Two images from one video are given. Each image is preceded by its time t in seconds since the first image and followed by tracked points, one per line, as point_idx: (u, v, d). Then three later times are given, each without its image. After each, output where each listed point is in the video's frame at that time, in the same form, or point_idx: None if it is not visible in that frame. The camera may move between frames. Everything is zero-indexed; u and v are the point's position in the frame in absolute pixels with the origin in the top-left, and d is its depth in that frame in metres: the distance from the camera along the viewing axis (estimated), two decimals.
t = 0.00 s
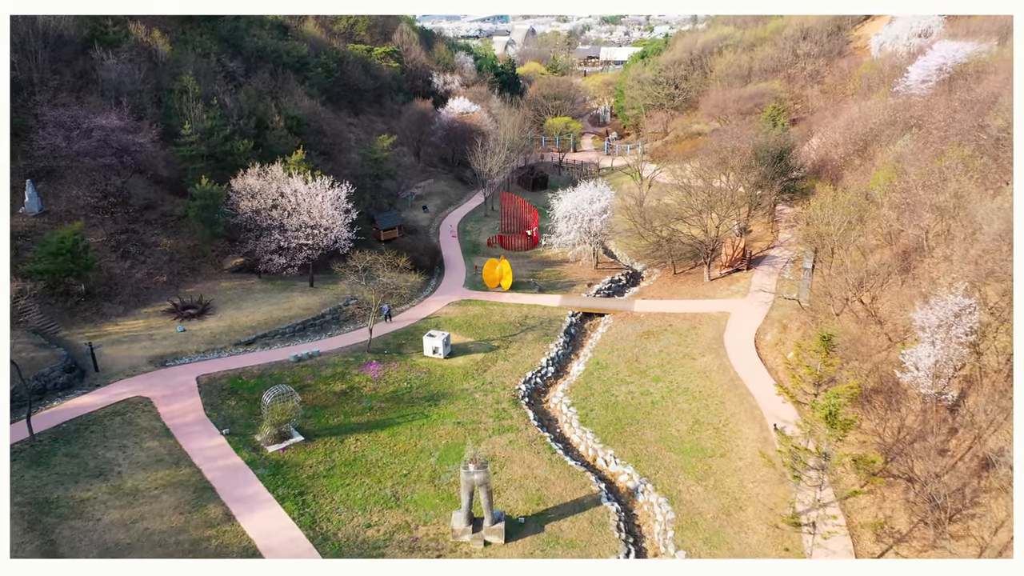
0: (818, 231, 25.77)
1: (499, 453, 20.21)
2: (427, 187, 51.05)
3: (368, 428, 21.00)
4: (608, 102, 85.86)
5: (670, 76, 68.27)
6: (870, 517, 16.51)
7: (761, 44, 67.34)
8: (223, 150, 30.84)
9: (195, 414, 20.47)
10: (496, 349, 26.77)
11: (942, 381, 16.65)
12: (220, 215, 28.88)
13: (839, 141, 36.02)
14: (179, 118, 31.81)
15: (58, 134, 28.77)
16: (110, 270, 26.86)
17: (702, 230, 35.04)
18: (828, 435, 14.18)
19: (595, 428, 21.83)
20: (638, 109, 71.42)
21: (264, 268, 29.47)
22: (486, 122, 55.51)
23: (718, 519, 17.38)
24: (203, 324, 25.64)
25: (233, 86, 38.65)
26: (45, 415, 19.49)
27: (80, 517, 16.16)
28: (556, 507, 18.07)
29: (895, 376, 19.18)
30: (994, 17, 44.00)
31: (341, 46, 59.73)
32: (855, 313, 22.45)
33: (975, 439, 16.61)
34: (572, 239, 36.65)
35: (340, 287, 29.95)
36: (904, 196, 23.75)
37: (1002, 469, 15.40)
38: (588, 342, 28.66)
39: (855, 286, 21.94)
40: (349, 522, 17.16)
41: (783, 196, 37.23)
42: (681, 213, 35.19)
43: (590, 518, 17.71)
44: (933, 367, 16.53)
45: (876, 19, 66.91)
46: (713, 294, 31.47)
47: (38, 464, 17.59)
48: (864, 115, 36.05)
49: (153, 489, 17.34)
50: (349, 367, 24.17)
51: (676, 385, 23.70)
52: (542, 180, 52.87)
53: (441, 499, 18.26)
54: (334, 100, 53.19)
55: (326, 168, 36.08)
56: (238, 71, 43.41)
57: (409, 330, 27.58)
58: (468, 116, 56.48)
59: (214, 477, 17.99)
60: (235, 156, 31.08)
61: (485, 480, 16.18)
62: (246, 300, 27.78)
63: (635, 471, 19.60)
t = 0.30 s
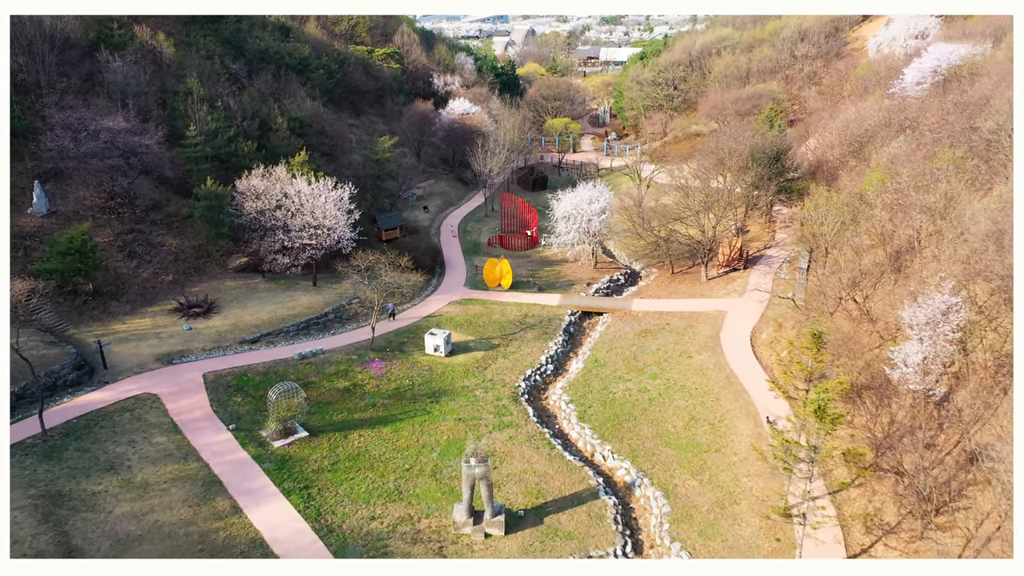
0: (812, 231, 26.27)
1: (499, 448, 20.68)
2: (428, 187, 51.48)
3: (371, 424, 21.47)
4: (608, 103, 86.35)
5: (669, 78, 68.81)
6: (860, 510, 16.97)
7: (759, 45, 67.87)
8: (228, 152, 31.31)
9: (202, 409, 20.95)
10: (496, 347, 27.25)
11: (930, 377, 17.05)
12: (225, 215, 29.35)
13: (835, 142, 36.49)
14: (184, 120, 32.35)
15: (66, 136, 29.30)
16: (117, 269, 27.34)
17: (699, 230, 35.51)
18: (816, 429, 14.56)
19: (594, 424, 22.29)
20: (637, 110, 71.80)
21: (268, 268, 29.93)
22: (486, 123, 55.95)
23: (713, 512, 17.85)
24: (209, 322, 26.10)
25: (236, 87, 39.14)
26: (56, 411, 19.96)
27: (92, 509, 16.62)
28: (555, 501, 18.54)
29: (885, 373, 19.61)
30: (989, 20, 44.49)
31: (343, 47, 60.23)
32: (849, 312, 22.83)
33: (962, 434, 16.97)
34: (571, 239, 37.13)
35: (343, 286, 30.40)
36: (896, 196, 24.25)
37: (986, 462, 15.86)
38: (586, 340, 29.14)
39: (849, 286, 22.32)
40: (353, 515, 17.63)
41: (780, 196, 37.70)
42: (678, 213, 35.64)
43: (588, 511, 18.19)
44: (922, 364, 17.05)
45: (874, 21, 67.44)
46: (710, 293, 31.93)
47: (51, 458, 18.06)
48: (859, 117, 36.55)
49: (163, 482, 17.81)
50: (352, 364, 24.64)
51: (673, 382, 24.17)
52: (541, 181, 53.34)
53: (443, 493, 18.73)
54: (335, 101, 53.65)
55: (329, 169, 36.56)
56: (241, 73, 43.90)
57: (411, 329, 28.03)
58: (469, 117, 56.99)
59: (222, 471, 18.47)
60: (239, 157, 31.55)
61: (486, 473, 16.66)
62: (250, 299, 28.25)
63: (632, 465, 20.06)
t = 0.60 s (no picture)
0: (807, 231, 26.74)
1: (500, 444, 21.15)
2: (429, 188, 51.94)
3: (374, 420, 21.94)
4: (607, 104, 86.84)
5: (668, 79, 69.27)
6: (851, 503, 17.41)
7: (757, 46, 68.37)
8: (232, 153, 31.79)
9: (208, 406, 21.41)
10: (497, 345, 27.72)
11: (918, 374, 17.29)
12: (229, 216, 29.84)
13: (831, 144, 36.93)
14: (189, 121, 32.87)
15: (74, 139, 30.23)
16: (123, 269, 27.80)
17: (697, 231, 35.97)
18: (806, 423, 14.95)
19: (592, 421, 22.77)
20: (636, 111, 72.17)
21: (272, 268, 30.41)
22: (486, 124, 56.46)
23: (708, 505, 18.32)
24: (214, 321, 26.57)
25: (239, 90, 39.63)
26: (66, 407, 20.43)
27: (103, 502, 17.08)
28: (554, 495, 19.01)
29: (876, 371, 20.08)
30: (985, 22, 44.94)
31: (344, 49, 60.73)
32: (842, 311, 23.28)
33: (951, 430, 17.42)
34: (570, 239, 37.60)
35: (346, 286, 30.86)
36: (889, 197, 24.73)
37: (971, 456, 16.31)
38: (585, 339, 29.61)
39: (842, 285, 22.78)
40: (357, 508, 18.10)
41: (776, 197, 38.17)
42: (676, 214, 36.09)
43: (586, 505, 18.65)
44: (910, 360, 17.28)
45: (871, 22, 67.94)
46: (707, 292, 32.38)
47: (62, 452, 18.53)
48: (855, 119, 37.04)
49: (171, 476, 18.28)
50: (355, 362, 25.12)
51: (670, 380, 24.66)
52: (541, 181, 53.82)
53: (444, 487, 19.21)
54: (337, 102, 54.11)
55: (331, 170, 37.04)
56: (243, 75, 44.38)
57: (412, 328, 28.49)
58: (469, 118, 57.47)
59: (229, 466, 18.94)
60: (243, 159, 32.02)
61: (486, 467, 17.13)
62: (254, 298, 28.71)
63: (629, 461, 20.54)
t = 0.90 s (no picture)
0: (801, 232, 27.22)
1: (500, 439, 21.64)
2: (430, 189, 52.43)
3: (377, 417, 22.44)
4: (606, 105, 87.40)
5: (667, 80, 69.72)
6: (843, 497, 17.82)
7: (755, 48, 68.85)
8: (236, 155, 32.30)
9: (215, 403, 21.90)
10: (497, 344, 28.22)
11: (906, 370, 18.08)
12: (234, 217, 30.34)
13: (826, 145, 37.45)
14: (194, 124, 33.39)
15: (81, 141, 30.75)
16: (130, 269, 28.29)
17: (694, 231, 36.46)
18: (796, 418, 15.41)
19: (590, 417, 23.27)
20: (635, 112, 72.92)
21: (276, 268, 30.91)
22: (486, 126, 57.03)
23: (703, 499, 18.80)
24: (219, 320, 27.05)
25: (243, 92, 40.08)
26: (76, 404, 20.92)
27: (115, 496, 17.57)
28: (552, 489, 19.51)
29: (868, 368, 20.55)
30: (980, 24, 45.44)
31: (345, 51, 61.30)
32: (836, 310, 23.74)
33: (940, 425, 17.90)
34: (570, 240, 38.09)
35: (349, 285, 31.36)
36: (881, 198, 25.22)
37: (957, 450, 16.74)
38: (584, 338, 30.11)
39: (835, 285, 23.29)
40: (361, 501, 18.59)
41: (773, 198, 38.67)
42: (673, 215, 36.58)
43: (584, 498, 19.14)
44: (899, 357, 18.16)
45: (869, 24, 68.39)
46: (704, 292, 32.90)
47: (73, 447, 19.02)
48: (850, 121, 37.53)
49: (180, 471, 18.77)
50: (358, 360, 25.61)
51: (667, 377, 25.17)
52: (541, 182, 54.32)
53: (446, 481, 19.70)
54: (339, 104, 54.55)
55: (333, 172, 37.55)
56: (246, 77, 44.91)
57: (414, 326, 28.98)
58: (469, 120, 58.01)
59: (236, 461, 19.43)
60: (247, 160, 32.53)
61: (487, 461, 17.61)
62: (259, 297, 29.19)
63: (627, 456, 21.03)
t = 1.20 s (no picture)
0: (795, 232, 27.75)
1: (500, 435, 22.18)
2: (431, 189, 52.97)
3: (380, 413, 22.97)
4: (606, 106, 88.06)
5: (666, 81, 70.25)
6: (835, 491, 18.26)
7: (754, 50, 69.30)
8: (240, 157, 32.84)
9: (222, 399, 22.43)
10: (497, 342, 28.77)
11: (894, 365, 18.45)
12: (239, 217, 30.88)
13: (821, 147, 37.98)
14: (198, 126, 33.99)
15: (89, 143, 31.47)
16: (137, 269, 28.84)
17: (691, 232, 37.01)
18: (786, 412, 15.98)
19: (588, 414, 23.81)
20: (634, 113, 73.58)
21: (280, 267, 31.43)
22: (486, 127, 57.59)
23: (697, 492, 19.34)
24: (225, 319, 27.58)
25: (246, 94, 40.65)
26: (87, 400, 21.44)
27: (126, 488, 18.10)
28: (551, 483, 20.04)
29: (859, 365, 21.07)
30: (974, 27, 45.94)
31: (347, 53, 61.87)
32: (829, 309, 24.28)
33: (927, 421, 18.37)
34: (569, 240, 38.63)
35: (352, 285, 31.89)
36: (873, 199, 25.75)
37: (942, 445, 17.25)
38: (582, 336, 30.64)
39: (828, 284, 23.84)
40: (365, 495, 19.11)
41: (769, 198, 39.21)
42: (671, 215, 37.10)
43: (582, 491, 19.67)
44: (887, 353, 18.57)
45: (866, 26, 68.88)
46: (701, 291, 33.43)
47: (85, 442, 19.56)
48: (846, 122, 38.06)
49: (189, 465, 19.30)
50: (361, 358, 26.15)
51: (663, 375, 25.70)
52: (541, 183, 54.88)
53: (448, 475, 20.23)
54: (340, 106, 55.10)
55: (336, 173, 38.11)
56: (249, 79, 45.44)
57: (416, 325, 29.51)
58: (469, 121, 58.61)
59: (243, 455, 19.97)
60: (251, 162, 33.08)
61: (488, 455, 18.16)
62: (263, 296, 29.73)
63: (624, 451, 21.57)
